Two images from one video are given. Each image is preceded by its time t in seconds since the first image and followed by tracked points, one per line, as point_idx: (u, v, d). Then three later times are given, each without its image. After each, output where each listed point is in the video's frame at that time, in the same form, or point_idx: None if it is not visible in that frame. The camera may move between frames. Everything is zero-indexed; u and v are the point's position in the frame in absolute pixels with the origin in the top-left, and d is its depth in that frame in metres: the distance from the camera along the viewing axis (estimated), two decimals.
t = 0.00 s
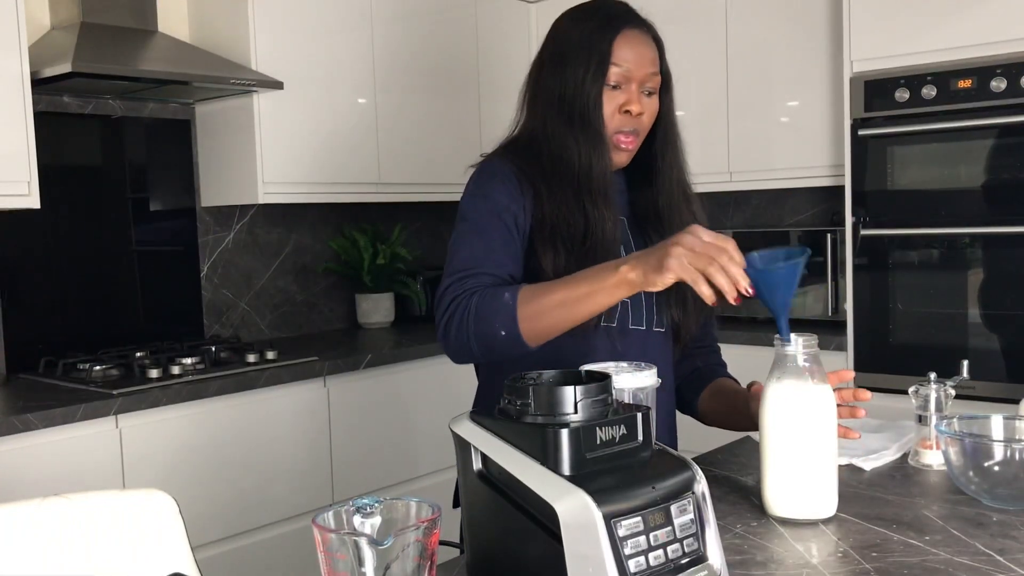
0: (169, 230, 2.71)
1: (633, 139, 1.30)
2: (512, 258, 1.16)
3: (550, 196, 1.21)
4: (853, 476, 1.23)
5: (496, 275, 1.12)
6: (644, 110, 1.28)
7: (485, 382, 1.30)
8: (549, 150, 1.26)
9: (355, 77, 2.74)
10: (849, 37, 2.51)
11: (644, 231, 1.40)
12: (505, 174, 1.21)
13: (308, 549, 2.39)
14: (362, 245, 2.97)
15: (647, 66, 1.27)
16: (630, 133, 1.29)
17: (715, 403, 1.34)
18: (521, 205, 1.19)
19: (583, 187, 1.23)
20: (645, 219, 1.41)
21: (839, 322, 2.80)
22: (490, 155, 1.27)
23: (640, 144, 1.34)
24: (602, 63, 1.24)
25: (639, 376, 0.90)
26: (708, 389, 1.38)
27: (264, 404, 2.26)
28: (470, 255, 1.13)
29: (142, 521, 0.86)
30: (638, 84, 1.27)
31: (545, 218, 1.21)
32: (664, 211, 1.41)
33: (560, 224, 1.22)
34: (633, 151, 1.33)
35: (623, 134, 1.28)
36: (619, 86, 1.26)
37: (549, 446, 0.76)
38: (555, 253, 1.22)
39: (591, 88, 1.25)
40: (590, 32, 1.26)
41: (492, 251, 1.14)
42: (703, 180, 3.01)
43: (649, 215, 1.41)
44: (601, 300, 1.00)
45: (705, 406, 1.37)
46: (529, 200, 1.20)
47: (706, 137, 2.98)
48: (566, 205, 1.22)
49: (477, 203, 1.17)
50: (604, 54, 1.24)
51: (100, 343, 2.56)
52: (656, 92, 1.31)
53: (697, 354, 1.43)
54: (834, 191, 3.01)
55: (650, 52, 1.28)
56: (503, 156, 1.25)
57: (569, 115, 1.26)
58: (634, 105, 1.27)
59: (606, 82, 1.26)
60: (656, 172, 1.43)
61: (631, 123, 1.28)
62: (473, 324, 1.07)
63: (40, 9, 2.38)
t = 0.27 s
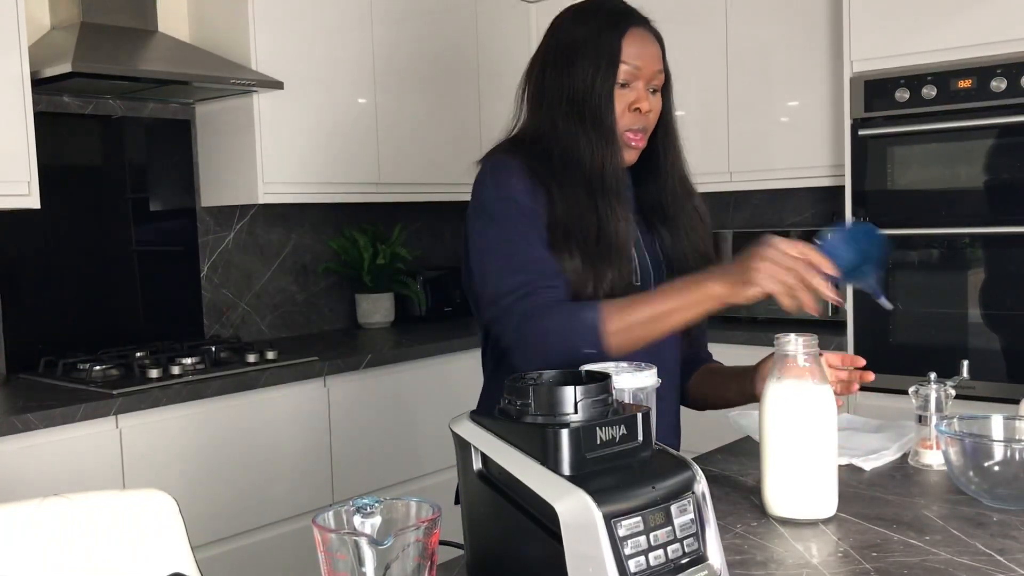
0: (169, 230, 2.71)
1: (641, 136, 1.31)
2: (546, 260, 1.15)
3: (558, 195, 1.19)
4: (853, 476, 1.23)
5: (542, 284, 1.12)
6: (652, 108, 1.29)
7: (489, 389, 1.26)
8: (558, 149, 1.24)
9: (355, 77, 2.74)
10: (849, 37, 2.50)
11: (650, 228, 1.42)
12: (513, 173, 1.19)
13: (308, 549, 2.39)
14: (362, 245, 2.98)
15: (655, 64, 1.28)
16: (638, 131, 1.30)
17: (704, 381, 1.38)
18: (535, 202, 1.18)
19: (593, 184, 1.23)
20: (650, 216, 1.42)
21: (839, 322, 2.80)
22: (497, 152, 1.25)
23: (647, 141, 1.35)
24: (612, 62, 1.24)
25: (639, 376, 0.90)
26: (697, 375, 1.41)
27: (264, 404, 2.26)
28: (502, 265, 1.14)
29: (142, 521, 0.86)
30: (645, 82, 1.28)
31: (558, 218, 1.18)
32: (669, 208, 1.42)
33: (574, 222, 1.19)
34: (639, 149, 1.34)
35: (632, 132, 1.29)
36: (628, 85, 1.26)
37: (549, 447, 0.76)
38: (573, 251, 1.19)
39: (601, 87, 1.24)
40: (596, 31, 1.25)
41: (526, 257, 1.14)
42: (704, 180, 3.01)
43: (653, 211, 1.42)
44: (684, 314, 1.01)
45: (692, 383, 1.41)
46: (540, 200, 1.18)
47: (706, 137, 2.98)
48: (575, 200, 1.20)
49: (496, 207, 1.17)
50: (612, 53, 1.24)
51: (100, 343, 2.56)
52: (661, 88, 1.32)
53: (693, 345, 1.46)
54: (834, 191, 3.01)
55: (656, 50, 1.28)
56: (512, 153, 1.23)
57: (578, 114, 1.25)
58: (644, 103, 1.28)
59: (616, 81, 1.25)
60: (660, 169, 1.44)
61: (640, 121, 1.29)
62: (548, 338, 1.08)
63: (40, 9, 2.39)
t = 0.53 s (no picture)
0: (169, 230, 2.71)
1: (654, 125, 1.32)
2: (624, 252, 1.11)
3: (613, 182, 1.20)
4: (853, 476, 1.23)
5: (641, 269, 1.08)
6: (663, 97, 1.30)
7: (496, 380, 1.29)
8: (592, 139, 1.23)
9: (355, 77, 2.74)
10: (849, 37, 2.50)
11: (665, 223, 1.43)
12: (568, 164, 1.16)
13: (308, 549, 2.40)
14: (362, 246, 2.98)
15: (661, 54, 1.29)
16: (652, 120, 1.31)
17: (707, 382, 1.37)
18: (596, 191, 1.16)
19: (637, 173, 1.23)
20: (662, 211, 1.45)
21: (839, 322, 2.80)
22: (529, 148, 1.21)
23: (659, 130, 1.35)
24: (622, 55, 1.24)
25: (638, 377, 0.90)
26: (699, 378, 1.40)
27: (265, 404, 2.26)
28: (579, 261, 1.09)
29: (142, 520, 0.86)
30: (655, 73, 1.29)
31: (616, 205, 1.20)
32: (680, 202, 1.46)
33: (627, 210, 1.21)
34: (654, 138, 1.34)
35: (647, 121, 1.30)
36: (640, 77, 1.27)
37: (549, 447, 0.76)
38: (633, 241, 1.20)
39: (614, 79, 1.24)
40: (602, 28, 1.26)
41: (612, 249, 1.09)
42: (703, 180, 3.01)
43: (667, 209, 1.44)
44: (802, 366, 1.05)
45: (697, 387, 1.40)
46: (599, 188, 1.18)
47: (706, 137, 2.98)
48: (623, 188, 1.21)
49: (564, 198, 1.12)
50: (621, 46, 1.24)
51: (100, 343, 2.56)
52: (669, 78, 1.33)
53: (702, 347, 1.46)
54: (834, 191, 3.01)
55: (661, 40, 1.29)
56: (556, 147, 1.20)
57: (593, 106, 1.25)
58: (655, 92, 1.29)
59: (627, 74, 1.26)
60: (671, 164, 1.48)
61: (653, 111, 1.30)
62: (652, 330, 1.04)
63: (40, 8, 2.39)
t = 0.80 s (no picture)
0: (169, 231, 2.71)
1: (660, 126, 1.31)
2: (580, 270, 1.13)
3: (613, 189, 1.20)
4: (853, 476, 1.23)
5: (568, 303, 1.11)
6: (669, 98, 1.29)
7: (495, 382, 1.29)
8: (592, 142, 1.23)
9: (355, 78, 2.74)
10: (849, 37, 2.50)
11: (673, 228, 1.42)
12: (558, 167, 1.17)
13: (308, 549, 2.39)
14: (362, 246, 2.98)
15: (669, 54, 1.28)
16: (657, 121, 1.30)
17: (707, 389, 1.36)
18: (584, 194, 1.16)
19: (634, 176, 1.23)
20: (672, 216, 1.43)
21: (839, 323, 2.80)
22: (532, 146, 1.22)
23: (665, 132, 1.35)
24: (626, 53, 1.24)
25: (640, 376, 0.90)
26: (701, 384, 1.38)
27: (265, 404, 2.26)
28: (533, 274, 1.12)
29: (142, 520, 0.86)
30: (661, 74, 1.28)
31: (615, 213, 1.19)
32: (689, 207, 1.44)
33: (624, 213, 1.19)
34: (659, 140, 1.33)
35: (651, 122, 1.29)
36: (644, 76, 1.26)
37: (549, 447, 0.76)
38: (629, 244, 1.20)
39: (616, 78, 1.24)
40: (610, 27, 1.26)
41: (565, 266, 1.12)
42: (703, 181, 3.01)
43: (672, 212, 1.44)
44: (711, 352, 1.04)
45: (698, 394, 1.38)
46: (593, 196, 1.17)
47: (706, 137, 2.98)
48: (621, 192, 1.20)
49: (543, 207, 1.14)
50: (626, 44, 1.24)
51: (100, 343, 2.56)
52: (678, 81, 1.32)
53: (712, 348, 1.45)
54: (834, 192, 3.01)
55: (669, 41, 1.28)
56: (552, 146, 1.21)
57: (597, 107, 1.25)
58: (659, 94, 1.28)
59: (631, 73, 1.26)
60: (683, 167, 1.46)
61: (657, 112, 1.29)
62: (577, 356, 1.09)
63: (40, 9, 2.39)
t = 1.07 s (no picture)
0: (169, 230, 2.71)
1: (648, 142, 1.31)
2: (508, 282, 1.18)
3: (574, 194, 1.21)
4: (853, 476, 1.23)
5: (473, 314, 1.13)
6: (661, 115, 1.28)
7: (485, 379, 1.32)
8: (571, 149, 1.25)
9: (355, 77, 2.74)
10: (849, 37, 2.50)
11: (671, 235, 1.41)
12: (512, 175, 1.21)
13: (308, 549, 2.40)
14: (362, 246, 2.98)
15: (669, 69, 1.27)
16: (645, 137, 1.30)
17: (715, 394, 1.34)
18: (535, 203, 1.20)
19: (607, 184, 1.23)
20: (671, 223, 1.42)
21: (839, 323, 2.80)
22: (508, 151, 1.27)
23: (655, 148, 1.34)
24: (623, 64, 1.24)
25: (641, 376, 0.90)
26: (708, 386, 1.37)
27: (265, 404, 2.27)
28: (457, 275, 1.14)
29: (142, 519, 0.86)
30: (657, 88, 1.27)
31: (574, 219, 1.21)
32: (689, 216, 1.43)
33: (590, 221, 1.20)
34: (648, 154, 1.33)
35: (638, 137, 1.29)
36: (637, 89, 1.26)
37: (549, 447, 0.76)
38: (587, 254, 1.20)
39: (608, 89, 1.24)
40: (615, 32, 1.25)
41: (486, 272, 1.15)
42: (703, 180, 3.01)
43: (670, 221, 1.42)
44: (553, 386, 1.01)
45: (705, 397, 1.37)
46: (548, 203, 1.21)
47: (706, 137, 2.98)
48: (588, 201, 1.21)
49: (482, 213, 1.18)
50: (625, 53, 1.24)
51: (100, 343, 2.56)
52: (677, 97, 1.31)
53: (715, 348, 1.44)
54: (834, 192, 3.01)
55: (672, 54, 1.27)
56: (524, 152, 1.25)
57: (586, 115, 1.26)
58: (651, 110, 1.27)
59: (625, 84, 1.26)
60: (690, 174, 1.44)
61: (646, 128, 1.29)
62: (441, 354, 1.06)
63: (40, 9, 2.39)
